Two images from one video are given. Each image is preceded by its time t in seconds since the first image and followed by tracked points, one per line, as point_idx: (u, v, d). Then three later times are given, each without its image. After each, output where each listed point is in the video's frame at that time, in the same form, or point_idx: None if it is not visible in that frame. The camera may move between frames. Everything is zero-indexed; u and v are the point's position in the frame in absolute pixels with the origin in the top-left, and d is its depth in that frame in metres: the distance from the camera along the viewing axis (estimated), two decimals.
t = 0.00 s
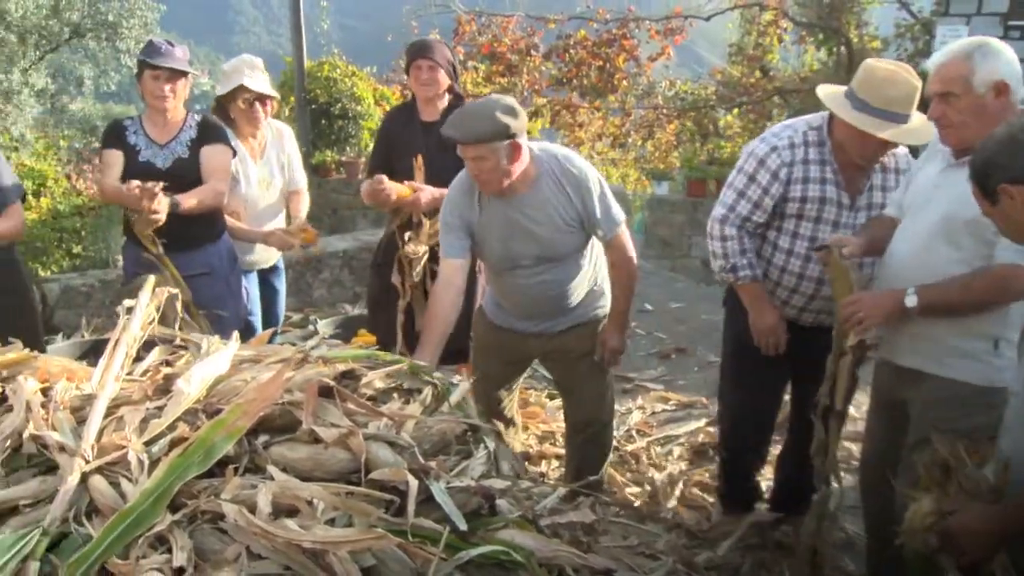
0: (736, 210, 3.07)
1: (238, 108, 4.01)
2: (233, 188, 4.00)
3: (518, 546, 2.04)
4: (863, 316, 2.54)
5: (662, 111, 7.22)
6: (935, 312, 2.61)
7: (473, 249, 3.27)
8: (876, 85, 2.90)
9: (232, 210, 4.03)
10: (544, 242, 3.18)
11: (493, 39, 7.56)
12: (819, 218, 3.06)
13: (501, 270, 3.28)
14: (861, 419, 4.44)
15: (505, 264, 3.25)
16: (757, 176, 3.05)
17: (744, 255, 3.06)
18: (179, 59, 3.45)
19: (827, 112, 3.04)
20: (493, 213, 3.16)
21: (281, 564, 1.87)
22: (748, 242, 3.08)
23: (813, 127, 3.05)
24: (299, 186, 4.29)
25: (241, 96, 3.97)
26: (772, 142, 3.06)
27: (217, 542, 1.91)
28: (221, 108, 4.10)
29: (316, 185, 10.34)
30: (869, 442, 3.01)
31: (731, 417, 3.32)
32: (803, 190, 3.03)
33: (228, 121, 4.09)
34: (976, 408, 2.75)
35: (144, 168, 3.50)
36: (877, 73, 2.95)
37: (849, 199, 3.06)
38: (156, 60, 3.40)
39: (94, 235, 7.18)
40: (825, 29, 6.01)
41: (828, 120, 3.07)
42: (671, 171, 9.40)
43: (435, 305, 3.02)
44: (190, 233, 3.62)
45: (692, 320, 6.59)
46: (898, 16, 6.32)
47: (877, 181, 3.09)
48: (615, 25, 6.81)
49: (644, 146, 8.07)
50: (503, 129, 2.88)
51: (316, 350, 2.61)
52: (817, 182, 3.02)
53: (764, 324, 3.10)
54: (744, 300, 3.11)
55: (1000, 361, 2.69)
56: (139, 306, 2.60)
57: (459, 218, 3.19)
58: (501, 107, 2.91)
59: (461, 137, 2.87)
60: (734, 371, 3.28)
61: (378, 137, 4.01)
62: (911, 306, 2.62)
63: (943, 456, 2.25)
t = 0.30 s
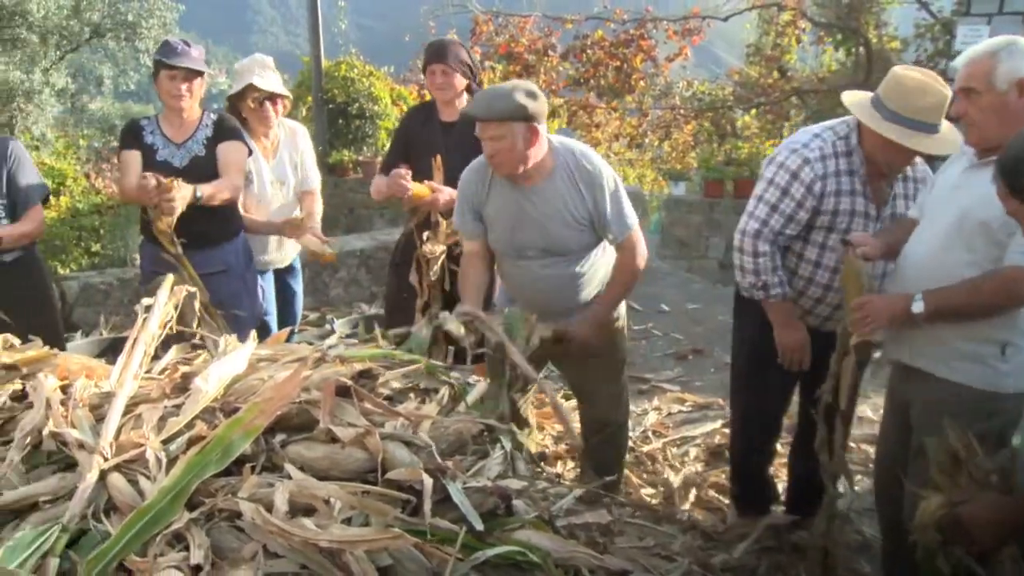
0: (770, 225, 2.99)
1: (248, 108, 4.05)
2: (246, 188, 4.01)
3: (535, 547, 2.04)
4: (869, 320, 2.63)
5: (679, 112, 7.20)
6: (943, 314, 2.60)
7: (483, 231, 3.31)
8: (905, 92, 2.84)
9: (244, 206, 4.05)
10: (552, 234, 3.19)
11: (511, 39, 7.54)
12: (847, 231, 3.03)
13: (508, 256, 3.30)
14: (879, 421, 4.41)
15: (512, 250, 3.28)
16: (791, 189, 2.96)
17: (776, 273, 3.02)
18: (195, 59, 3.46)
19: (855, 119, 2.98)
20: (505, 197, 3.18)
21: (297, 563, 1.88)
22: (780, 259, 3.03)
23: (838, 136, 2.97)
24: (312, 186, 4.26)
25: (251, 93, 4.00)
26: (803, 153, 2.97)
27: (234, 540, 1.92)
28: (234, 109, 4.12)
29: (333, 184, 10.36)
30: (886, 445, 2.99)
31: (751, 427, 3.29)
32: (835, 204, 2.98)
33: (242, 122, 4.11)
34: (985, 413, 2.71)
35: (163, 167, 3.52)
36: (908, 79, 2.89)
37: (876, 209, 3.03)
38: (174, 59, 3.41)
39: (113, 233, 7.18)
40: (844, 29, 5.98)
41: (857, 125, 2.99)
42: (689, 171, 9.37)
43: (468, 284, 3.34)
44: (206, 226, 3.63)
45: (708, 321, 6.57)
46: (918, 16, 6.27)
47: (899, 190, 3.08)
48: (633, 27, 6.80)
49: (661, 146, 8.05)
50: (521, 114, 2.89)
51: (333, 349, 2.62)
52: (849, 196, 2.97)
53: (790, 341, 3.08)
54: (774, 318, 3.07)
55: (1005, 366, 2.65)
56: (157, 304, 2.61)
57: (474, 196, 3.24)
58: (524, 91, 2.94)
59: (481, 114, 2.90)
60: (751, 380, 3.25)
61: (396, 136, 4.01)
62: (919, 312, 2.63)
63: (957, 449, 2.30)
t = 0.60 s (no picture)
0: (791, 221, 2.92)
1: (260, 107, 4.05)
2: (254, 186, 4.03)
3: (548, 548, 2.03)
4: (876, 323, 2.59)
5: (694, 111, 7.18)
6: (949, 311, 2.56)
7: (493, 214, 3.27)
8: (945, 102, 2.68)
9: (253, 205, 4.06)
10: (561, 217, 3.15)
11: (525, 39, 7.54)
12: (868, 239, 2.95)
13: (516, 240, 3.26)
14: (893, 423, 4.39)
15: (520, 234, 3.23)
16: (817, 189, 2.88)
17: (786, 271, 2.96)
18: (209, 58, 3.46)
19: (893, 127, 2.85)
20: (516, 176, 3.16)
21: (311, 562, 1.88)
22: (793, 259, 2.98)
23: (874, 141, 2.87)
24: (323, 182, 4.22)
25: (269, 93, 3.99)
26: (836, 154, 2.88)
27: (249, 539, 1.92)
28: (249, 107, 4.13)
29: (347, 184, 10.39)
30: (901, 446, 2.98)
31: (764, 428, 3.27)
32: (860, 210, 2.90)
33: (256, 119, 4.13)
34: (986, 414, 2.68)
35: (174, 166, 3.52)
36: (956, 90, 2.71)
37: (900, 221, 2.95)
38: (188, 57, 3.41)
39: (126, 232, 7.21)
40: (860, 29, 5.96)
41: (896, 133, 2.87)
42: (703, 171, 9.36)
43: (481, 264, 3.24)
44: (223, 224, 3.64)
45: (722, 321, 6.55)
46: (935, 15, 6.24)
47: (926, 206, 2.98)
48: (648, 26, 6.80)
49: (675, 146, 8.05)
50: (537, 84, 2.91)
51: (347, 348, 2.62)
52: (874, 205, 2.89)
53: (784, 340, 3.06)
54: (773, 318, 3.04)
55: (1008, 369, 2.62)
56: (172, 304, 2.62)
57: (485, 176, 3.21)
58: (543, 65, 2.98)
59: (498, 82, 2.92)
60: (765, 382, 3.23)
61: (414, 138, 4.03)
62: (921, 309, 2.60)
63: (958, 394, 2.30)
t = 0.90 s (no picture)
0: (811, 227, 2.88)
1: (273, 105, 4.05)
2: (268, 185, 4.02)
3: (559, 548, 2.03)
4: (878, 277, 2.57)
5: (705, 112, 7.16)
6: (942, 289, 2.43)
7: (498, 200, 3.15)
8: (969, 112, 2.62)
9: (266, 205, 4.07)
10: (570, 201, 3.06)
11: (536, 38, 7.52)
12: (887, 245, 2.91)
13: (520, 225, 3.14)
14: (906, 425, 4.37)
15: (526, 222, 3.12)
16: (837, 195, 2.84)
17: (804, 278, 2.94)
18: (216, 66, 3.46)
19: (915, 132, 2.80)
20: (525, 159, 3.09)
21: (321, 561, 1.88)
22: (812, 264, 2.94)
23: (896, 146, 2.81)
24: (338, 186, 4.27)
25: (283, 92, 4.00)
26: (857, 160, 2.83)
27: (259, 539, 1.93)
28: (262, 107, 4.16)
29: (359, 184, 10.41)
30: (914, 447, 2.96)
31: (778, 431, 3.26)
32: (880, 216, 2.86)
33: (270, 119, 4.15)
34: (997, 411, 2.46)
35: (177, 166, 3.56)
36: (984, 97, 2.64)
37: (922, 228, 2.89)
38: (195, 67, 3.42)
39: (139, 233, 7.24)
40: (872, 28, 5.95)
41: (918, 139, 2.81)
42: (715, 171, 9.34)
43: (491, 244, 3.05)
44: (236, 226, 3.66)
45: (734, 321, 6.53)
46: (949, 15, 6.19)
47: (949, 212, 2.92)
48: (660, 26, 6.79)
49: (687, 146, 8.03)
50: (550, 64, 2.94)
51: (358, 348, 2.62)
52: (894, 211, 2.84)
53: (797, 347, 3.06)
54: (785, 323, 3.03)
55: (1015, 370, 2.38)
56: (184, 304, 2.62)
57: (492, 160, 3.12)
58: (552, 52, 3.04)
59: (513, 61, 2.94)
60: (777, 385, 3.21)
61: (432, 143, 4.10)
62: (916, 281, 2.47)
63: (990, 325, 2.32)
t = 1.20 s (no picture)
0: (828, 230, 2.86)
1: (287, 106, 4.07)
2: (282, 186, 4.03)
3: (569, 549, 2.03)
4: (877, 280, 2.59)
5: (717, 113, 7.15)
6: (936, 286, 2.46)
7: (521, 188, 3.15)
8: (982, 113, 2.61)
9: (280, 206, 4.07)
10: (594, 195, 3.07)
11: (548, 40, 7.52)
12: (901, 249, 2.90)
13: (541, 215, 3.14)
14: (918, 427, 4.35)
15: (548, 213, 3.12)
16: (854, 199, 2.83)
17: (823, 281, 2.91)
18: (227, 69, 3.47)
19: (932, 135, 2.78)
20: (553, 150, 3.09)
21: (332, 562, 1.89)
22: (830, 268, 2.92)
23: (912, 148, 2.80)
24: (350, 187, 4.28)
25: (297, 93, 4.02)
26: (873, 162, 2.82)
27: (270, 539, 1.93)
28: (275, 109, 4.17)
29: (371, 185, 10.42)
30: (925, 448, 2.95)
31: (794, 431, 3.25)
32: (896, 219, 2.85)
33: (284, 121, 4.17)
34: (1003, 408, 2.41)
35: (189, 167, 3.56)
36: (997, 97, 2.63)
37: (938, 230, 2.89)
38: (207, 71, 3.43)
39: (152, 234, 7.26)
40: (886, 29, 5.93)
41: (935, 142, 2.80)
42: (726, 172, 9.32)
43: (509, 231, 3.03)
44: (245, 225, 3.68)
45: (746, 323, 6.52)
46: (963, 15, 6.16)
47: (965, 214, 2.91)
48: (671, 27, 6.78)
49: (699, 147, 8.01)
50: (589, 59, 2.96)
51: (369, 349, 2.63)
52: (911, 213, 2.84)
53: (822, 349, 3.03)
54: (810, 326, 3.01)
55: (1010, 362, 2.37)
56: (196, 304, 2.63)
57: (521, 147, 3.13)
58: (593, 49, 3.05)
59: (553, 53, 2.95)
60: (790, 386, 3.20)
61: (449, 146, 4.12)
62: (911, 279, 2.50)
63: None
